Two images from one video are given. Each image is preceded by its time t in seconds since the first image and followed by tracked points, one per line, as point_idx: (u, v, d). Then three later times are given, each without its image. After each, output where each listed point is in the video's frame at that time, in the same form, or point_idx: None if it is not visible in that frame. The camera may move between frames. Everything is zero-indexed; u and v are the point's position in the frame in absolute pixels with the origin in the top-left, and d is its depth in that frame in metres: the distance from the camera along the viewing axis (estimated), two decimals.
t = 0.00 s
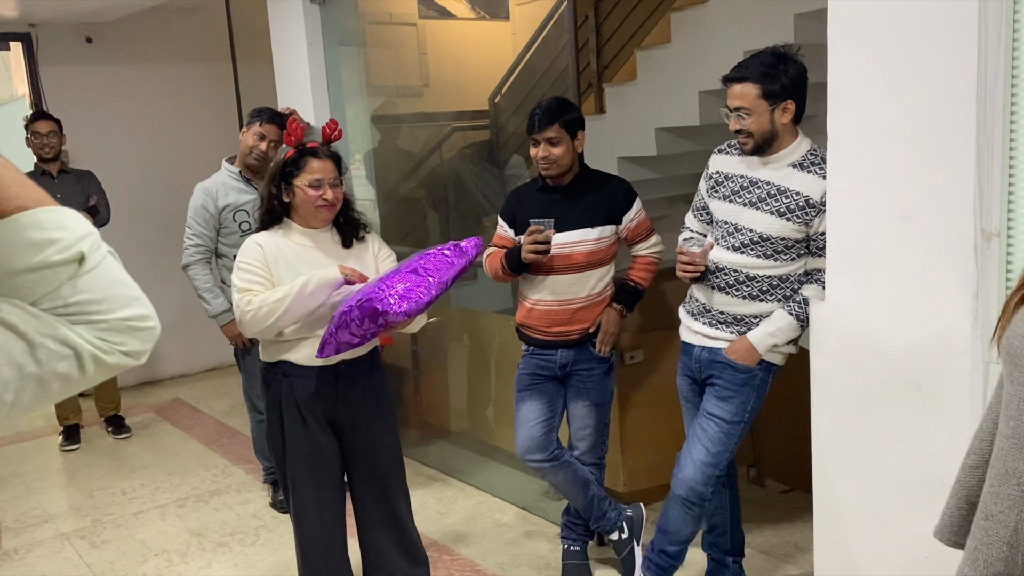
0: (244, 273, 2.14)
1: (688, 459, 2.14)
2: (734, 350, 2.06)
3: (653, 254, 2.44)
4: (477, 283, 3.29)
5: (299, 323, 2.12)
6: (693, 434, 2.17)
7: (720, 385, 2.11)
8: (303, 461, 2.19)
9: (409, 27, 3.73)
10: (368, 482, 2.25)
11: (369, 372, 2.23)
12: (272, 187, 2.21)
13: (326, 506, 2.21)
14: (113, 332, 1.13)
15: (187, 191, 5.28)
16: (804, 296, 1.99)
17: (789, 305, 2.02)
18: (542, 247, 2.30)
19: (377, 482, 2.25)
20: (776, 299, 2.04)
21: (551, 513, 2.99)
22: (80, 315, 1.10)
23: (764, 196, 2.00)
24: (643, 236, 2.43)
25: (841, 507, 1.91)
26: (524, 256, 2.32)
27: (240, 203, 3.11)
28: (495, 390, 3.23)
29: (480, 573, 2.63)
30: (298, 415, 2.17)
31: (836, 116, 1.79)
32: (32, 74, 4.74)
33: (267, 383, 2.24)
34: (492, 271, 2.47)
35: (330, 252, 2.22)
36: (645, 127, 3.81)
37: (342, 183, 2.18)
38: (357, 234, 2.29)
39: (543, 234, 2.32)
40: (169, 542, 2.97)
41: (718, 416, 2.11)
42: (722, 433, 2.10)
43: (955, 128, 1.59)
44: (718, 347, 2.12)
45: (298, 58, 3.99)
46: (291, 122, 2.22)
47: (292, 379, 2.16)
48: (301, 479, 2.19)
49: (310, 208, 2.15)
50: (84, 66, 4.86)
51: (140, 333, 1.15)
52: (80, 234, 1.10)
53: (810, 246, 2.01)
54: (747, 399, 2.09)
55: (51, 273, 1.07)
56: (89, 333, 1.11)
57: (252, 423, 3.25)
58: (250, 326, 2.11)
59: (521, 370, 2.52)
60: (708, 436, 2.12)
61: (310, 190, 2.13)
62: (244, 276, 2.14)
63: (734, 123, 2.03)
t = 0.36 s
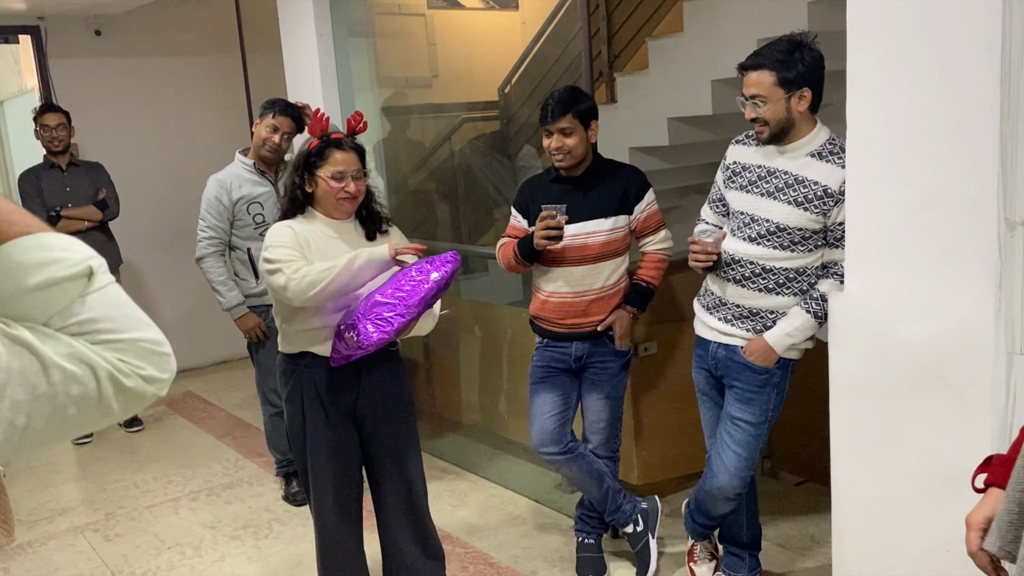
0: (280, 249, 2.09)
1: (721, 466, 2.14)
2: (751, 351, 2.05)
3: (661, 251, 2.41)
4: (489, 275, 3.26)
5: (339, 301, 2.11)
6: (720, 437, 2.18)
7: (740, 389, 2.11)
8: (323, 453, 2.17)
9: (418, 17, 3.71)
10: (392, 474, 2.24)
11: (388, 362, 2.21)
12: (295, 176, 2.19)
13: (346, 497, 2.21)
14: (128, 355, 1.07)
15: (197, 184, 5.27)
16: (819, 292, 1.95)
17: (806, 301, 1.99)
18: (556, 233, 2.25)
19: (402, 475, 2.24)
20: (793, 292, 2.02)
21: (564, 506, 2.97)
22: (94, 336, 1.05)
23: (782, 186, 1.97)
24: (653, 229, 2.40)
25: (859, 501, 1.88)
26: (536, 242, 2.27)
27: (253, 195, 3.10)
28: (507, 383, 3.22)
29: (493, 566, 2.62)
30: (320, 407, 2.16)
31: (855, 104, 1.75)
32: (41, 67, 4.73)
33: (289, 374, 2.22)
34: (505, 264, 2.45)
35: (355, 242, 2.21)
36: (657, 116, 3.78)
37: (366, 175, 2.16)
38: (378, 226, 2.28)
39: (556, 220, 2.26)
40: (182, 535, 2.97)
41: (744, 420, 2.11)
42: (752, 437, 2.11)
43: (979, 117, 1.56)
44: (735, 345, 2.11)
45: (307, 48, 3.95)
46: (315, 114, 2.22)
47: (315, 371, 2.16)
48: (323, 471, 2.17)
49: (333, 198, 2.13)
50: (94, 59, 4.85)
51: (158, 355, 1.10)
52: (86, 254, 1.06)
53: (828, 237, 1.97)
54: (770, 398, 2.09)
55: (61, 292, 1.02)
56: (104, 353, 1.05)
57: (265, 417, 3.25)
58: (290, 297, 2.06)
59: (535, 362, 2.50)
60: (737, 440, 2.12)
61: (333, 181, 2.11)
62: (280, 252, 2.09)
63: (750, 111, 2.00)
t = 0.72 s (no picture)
0: (303, 229, 2.08)
1: (750, 463, 2.13)
2: (771, 345, 2.04)
3: (672, 249, 2.39)
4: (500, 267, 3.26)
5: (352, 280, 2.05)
6: (744, 432, 2.17)
7: (761, 384, 2.10)
8: (347, 443, 2.16)
9: (427, 10, 3.65)
10: (415, 465, 2.22)
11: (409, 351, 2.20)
12: (320, 163, 2.19)
13: (368, 485, 2.21)
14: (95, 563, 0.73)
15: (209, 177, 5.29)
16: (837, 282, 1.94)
17: (824, 293, 1.98)
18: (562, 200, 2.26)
19: (426, 465, 2.23)
20: (811, 284, 2.01)
21: (577, 498, 2.97)
22: (73, 513, 0.72)
23: (798, 176, 1.96)
24: (663, 226, 2.39)
25: (873, 493, 1.88)
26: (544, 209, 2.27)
27: (266, 188, 3.11)
28: (520, 377, 3.22)
29: (506, 557, 2.63)
30: (344, 397, 2.15)
31: (870, 94, 1.74)
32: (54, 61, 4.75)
33: (312, 363, 2.21)
34: (512, 252, 2.45)
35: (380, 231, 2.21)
36: (669, 107, 3.76)
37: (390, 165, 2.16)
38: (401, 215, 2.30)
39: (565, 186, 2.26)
40: (197, 526, 2.99)
41: (768, 416, 2.10)
42: (777, 432, 2.10)
43: (997, 107, 1.54)
44: (753, 340, 2.10)
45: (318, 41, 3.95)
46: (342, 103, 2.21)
47: (338, 360, 2.14)
48: (347, 460, 2.17)
49: (355, 187, 2.13)
50: (106, 53, 4.87)
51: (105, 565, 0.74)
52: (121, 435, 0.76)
53: (844, 227, 1.96)
54: (793, 392, 2.08)
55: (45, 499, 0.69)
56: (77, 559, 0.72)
57: (279, 409, 3.26)
58: (306, 272, 2.03)
59: (546, 355, 2.50)
60: (764, 436, 2.11)
61: (356, 170, 2.11)
62: (303, 232, 2.08)
63: (761, 104, 1.98)
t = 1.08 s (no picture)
0: (319, 225, 2.09)
1: (757, 461, 2.13)
2: (778, 342, 2.04)
3: (681, 246, 2.38)
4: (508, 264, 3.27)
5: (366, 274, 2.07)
6: (752, 430, 2.17)
7: (767, 381, 2.10)
8: (367, 438, 2.14)
9: (437, 7, 3.74)
10: (434, 460, 2.21)
11: (427, 346, 2.18)
12: (337, 161, 2.20)
13: (386, 482, 2.20)
14: None
15: (218, 174, 5.32)
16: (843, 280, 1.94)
17: (830, 290, 1.98)
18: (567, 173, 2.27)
19: (445, 460, 2.22)
20: (818, 281, 2.01)
21: (584, 494, 2.98)
22: None
23: (806, 173, 1.96)
24: (671, 224, 2.38)
25: (879, 490, 1.87)
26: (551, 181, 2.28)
27: (276, 185, 3.13)
28: (527, 373, 3.22)
29: (513, 553, 2.63)
30: (363, 391, 2.13)
31: (876, 91, 1.73)
32: (64, 58, 4.77)
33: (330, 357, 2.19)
34: (519, 243, 2.45)
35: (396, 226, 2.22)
36: (677, 103, 3.76)
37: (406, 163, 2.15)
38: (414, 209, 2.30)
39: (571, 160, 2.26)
40: (206, 521, 3.01)
41: (775, 413, 2.10)
42: (783, 429, 2.10)
43: (1006, 104, 1.53)
44: (760, 336, 2.10)
45: (326, 38, 3.96)
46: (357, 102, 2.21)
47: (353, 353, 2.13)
48: (366, 457, 2.15)
49: (371, 185, 2.13)
50: (116, 50, 4.89)
51: None
52: None
53: (851, 223, 1.95)
54: (799, 389, 2.08)
55: None
56: None
57: (288, 405, 3.25)
58: (320, 268, 2.04)
59: (552, 352, 2.50)
60: (771, 433, 2.11)
61: (372, 169, 2.10)
62: (318, 227, 2.08)
63: (771, 100, 1.97)
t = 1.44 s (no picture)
0: (325, 231, 2.07)
1: (761, 460, 2.12)
2: (782, 342, 2.03)
3: (685, 246, 2.38)
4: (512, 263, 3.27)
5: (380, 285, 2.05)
6: (755, 430, 2.16)
7: (771, 380, 2.09)
8: (378, 435, 2.13)
9: (443, 6, 3.72)
10: (443, 459, 2.20)
11: (440, 345, 2.17)
12: (347, 157, 2.20)
13: (396, 481, 2.18)
14: None
15: (224, 173, 5.33)
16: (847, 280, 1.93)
17: (835, 290, 1.97)
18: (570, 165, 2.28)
19: (454, 460, 2.21)
20: (823, 280, 2.00)
21: (587, 494, 2.97)
22: None
23: (811, 172, 1.95)
24: (676, 224, 2.38)
25: (884, 490, 1.86)
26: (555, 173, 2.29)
27: (280, 184, 3.13)
28: (531, 373, 3.21)
29: (515, 552, 2.63)
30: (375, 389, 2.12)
31: (882, 90, 1.73)
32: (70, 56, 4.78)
33: (341, 354, 2.17)
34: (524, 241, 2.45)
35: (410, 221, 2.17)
36: (683, 104, 3.76)
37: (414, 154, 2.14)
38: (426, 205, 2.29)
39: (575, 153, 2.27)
40: (209, 519, 3.02)
41: (779, 413, 2.09)
42: (787, 428, 2.09)
43: (1013, 102, 1.52)
44: (764, 336, 2.09)
45: (333, 38, 3.97)
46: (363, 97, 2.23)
47: (361, 350, 2.12)
48: (376, 455, 2.14)
49: (380, 177, 2.12)
50: (122, 48, 4.90)
51: None
52: None
53: (856, 224, 1.95)
54: (803, 388, 2.07)
55: None
56: None
57: (291, 403, 3.25)
58: (324, 277, 2.04)
59: (556, 351, 2.50)
60: (776, 433, 2.10)
61: (380, 161, 2.09)
62: (325, 235, 2.07)
63: (775, 98, 1.97)
